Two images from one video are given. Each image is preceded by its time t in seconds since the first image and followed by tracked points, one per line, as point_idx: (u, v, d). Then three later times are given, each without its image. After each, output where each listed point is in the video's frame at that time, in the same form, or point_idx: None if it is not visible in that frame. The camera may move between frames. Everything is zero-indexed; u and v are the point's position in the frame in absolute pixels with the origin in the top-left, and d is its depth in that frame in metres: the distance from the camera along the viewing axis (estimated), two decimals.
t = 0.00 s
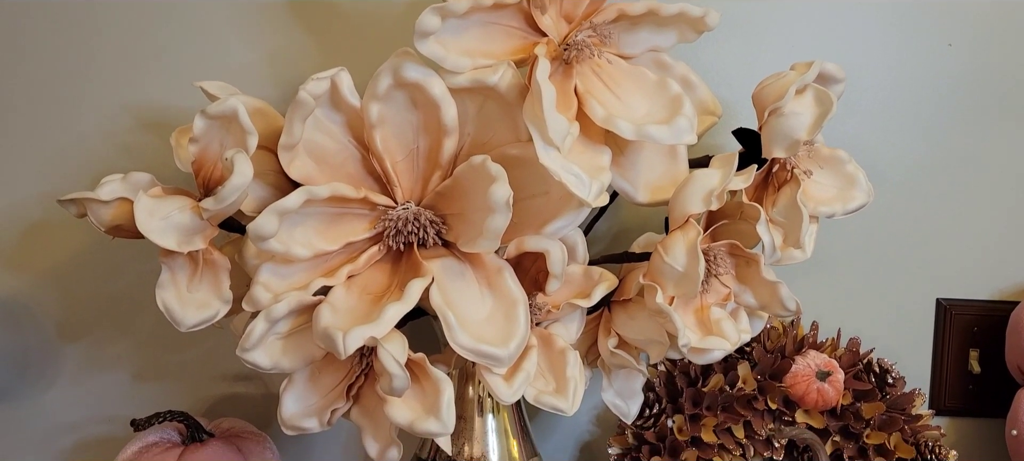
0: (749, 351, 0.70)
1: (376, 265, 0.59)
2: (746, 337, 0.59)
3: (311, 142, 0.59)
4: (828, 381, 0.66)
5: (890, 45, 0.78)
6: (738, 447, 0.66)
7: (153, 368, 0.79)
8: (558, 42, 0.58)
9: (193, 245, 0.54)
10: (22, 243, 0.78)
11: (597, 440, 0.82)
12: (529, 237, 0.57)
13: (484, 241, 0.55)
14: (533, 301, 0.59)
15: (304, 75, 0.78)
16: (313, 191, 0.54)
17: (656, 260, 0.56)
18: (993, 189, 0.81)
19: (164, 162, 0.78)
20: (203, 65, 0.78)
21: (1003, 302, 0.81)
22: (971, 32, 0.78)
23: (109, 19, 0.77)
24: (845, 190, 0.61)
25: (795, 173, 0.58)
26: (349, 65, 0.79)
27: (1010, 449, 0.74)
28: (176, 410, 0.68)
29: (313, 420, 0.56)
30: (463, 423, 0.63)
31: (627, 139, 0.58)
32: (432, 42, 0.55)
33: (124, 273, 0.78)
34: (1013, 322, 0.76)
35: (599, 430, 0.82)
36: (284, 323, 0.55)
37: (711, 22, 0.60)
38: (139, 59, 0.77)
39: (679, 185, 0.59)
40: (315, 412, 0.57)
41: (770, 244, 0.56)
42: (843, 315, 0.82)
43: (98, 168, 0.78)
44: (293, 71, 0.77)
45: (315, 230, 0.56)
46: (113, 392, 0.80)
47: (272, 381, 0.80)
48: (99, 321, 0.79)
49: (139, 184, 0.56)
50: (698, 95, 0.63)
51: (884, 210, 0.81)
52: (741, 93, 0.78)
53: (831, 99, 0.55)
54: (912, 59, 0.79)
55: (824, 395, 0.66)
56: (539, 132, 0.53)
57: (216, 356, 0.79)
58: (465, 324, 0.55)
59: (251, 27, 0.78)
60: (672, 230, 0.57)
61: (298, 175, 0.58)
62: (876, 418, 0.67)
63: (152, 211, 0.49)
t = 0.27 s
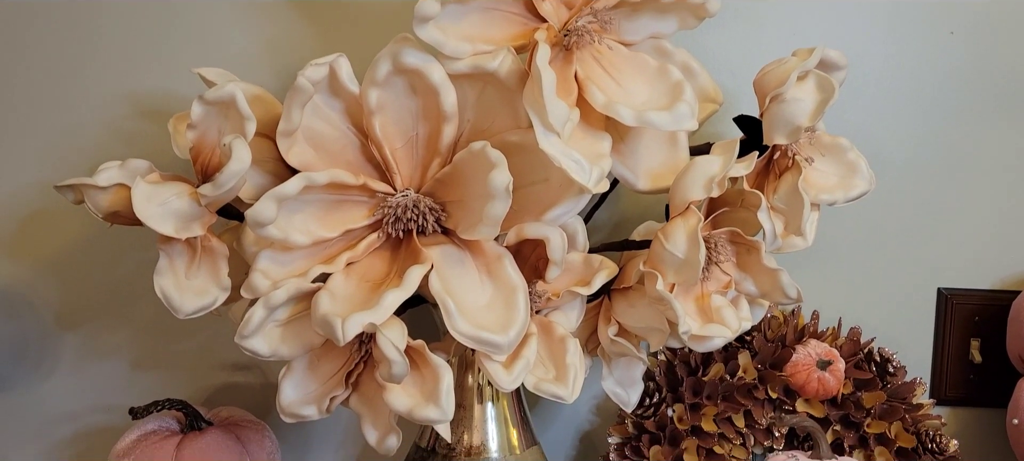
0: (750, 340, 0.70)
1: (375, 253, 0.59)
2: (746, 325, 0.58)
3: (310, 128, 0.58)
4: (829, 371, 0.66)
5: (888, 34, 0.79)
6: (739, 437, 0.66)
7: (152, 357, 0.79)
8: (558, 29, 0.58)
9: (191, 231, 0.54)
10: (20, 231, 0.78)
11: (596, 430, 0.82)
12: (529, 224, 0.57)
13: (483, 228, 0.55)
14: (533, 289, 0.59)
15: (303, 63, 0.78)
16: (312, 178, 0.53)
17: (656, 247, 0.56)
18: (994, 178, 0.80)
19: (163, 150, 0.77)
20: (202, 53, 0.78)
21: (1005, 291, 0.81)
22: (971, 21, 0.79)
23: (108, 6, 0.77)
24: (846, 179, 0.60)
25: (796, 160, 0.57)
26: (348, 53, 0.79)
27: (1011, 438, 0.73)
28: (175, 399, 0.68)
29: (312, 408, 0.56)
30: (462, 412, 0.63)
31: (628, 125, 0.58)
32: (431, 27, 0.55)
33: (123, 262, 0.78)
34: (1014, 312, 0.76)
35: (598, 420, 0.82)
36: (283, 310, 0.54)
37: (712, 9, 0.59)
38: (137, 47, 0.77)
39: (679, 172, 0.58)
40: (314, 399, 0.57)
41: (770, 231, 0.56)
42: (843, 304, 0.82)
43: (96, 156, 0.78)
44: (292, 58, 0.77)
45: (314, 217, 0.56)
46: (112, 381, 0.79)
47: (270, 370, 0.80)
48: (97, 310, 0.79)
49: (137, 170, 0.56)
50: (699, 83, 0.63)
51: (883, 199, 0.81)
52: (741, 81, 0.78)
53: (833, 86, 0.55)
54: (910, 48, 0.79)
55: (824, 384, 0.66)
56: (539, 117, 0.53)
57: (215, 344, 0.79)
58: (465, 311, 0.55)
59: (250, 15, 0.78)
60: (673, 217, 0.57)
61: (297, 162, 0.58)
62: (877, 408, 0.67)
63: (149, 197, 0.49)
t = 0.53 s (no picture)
0: (750, 326, 0.70)
1: (374, 237, 0.58)
2: (746, 309, 0.58)
3: (309, 112, 0.58)
4: (829, 356, 0.66)
5: (888, 20, 0.79)
6: (738, 423, 0.66)
7: (151, 344, 0.79)
8: (559, 11, 0.58)
9: (189, 215, 0.54)
10: (18, 218, 0.78)
11: (596, 417, 0.82)
12: (529, 208, 0.57)
13: (483, 212, 0.55)
14: (533, 273, 0.59)
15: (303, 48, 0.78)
16: (311, 161, 0.53)
17: (656, 231, 0.56)
18: (995, 164, 0.80)
19: (161, 136, 0.77)
20: (201, 38, 0.77)
21: (1006, 278, 0.81)
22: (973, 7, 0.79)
23: None
24: (847, 163, 0.60)
25: (797, 144, 0.57)
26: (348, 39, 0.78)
27: (1011, 424, 0.73)
28: (174, 385, 0.68)
29: (311, 392, 0.56)
30: (462, 397, 0.63)
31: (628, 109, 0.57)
32: (431, 11, 0.56)
33: (122, 248, 0.78)
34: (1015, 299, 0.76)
35: (598, 406, 0.82)
36: (282, 294, 0.54)
37: None
38: (136, 32, 0.77)
39: (679, 156, 0.58)
40: (314, 384, 0.57)
41: (771, 216, 0.55)
42: (843, 291, 0.82)
43: (94, 142, 0.77)
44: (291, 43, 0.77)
45: (312, 201, 0.56)
46: (111, 367, 0.79)
47: (270, 357, 0.80)
48: (96, 296, 0.79)
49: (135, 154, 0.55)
50: (699, 67, 0.62)
51: (883, 186, 0.81)
52: (741, 67, 0.78)
53: (834, 69, 0.55)
54: (911, 35, 0.79)
55: (824, 370, 0.66)
56: (539, 100, 0.53)
57: (215, 331, 0.79)
58: (465, 295, 0.54)
59: None
60: (673, 201, 0.57)
61: (295, 145, 0.57)
62: (877, 394, 0.67)
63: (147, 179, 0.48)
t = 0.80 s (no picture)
0: (750, 316, 0.70)
1: (373, 225, 0.58)
2: (746, 297, 0.58)
3: (306, 99, 0.58)
4: (829, 346, 0.66)
5: (889, 9, 0.79)
6: (738, 412, 0.66)
7: (150, 333, 0.79)
8: None
9: (187, 202, 0.53)
10: (16, 207, 0.77)
11: (595, 406, 0.82)
12: (528, 196, 0.56)
13: (482, 200, 0.55)
14: (532, 262, 0.59)
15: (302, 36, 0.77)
16: (309, 147, 0.53)
17: (656, 219, 0.55)
18: (995, 154, 0.80)
19: (159, 124, 0.77)
20: (199, 26, 0.77)
21: (1006, 267, 0.81)
22: None
23: None
24: (848, 150, 0.60)
25: (797, 131, 0.57)
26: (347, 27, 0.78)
27: (1011, 413, 0.73)
28: (173, 374, 0.68)
29: (310, 380, 0.56)
30: (461, 386, 0.63)
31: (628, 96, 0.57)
32: None
33: (120, 238, 0.78)
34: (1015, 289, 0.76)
35: (597, 396, 0.82)
36: (279, 282, 0.54)
37: None
38: (133, 19, 0.76)
39: (679, 144, 0.58)
40: (312, 372, 0.56)
41: (771, 203, 0.55)
42: (842, 280, 0.82)
43: (92, 130, 0.77)
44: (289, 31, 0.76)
45: (310, 188, 0.56)
46: (109, 357, 0.79)
47: (269, 347, 0.80)
48: (95, 285, 0.79)
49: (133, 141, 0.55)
50: (700, 54, 0.62)
51: (883, 176, 0.81)
52: (741, 56, 0.78)
53: (835, 56, 0.54)
54: (912, 24, 0.79)
55: (824, 359, 0.66)
56: (538, 87, 0.53)
57: (213, 320, 0.79)
58: (464, 283, 0.54)
59: None
60: (673, 189, 0.56)
61: (293, 133, 0.57)
62: (877, 383, 0.67)
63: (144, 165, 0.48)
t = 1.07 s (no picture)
0: (751, 305, 0.70)
1: (374, 213, 0.58)
2: (747, 286, 0.58)
3: (307, 87, 0.57)
4: (830, 336, 0.66)
5: None
6: (739, 402, 0.66)
7: (150, 323, 0.79)
8: None
9: (187, 190, 0.53)
10: (15, 196, 0.77)
11: (596, 397, 0.82)
12: (529, 184, 0.56)
13: (483, 188, 0.54)
14: (533, 250, 0.58)
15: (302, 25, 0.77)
16: (309, 135, 0.53)
17: (657, 208, 0.55)
18: (996, 144, 0.80)
19: (159, 113, 0.76)
20: (199, 15, 0.77)
21: (1008, 257, 0.81)
22: None
23: None
24: (850, 139, 0.60)
25: (800, 119, 0.57)
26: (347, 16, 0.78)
27: (1012, 403, 0.73)
28: (173, 363, 0.68)
29: (310, 368, 0.56)
30: (462, 375, 0.63)
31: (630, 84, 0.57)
32: None
33: (120, 227, 0.78)
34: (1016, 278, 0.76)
35: (598, 386, 0.82)
36: (280, 270, 0.53)
37: None
38: (133, 8, 0.76)
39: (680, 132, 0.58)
40: (312, 360, 0.56)
41: (773, 192, 0.55)
42: (843, 270, 0.82)
43: (91, 119, 0.77)
44: (289, 19, 0.76)
45: (311, 176, 0.55)
46: (109, 346, 0.79)
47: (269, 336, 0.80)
48: (95, 275, 0.78)
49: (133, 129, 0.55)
50: (702, 43, 0.62)
51: (884, 166, 0.81)
52: (743, 46, 0.78)
53: (838, 43, 0.54)
54: (914, 13, 0.79)
55: (825, 349, 0.66)
56: (539, 74, 0.52)
57: (214, 309, 0.79)
58: (465, 271, 0.54)
59: None
60: (675, 177, 0.56)
61: (294, 121, 0.57)
62: (878, 373, 0.67)
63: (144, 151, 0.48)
